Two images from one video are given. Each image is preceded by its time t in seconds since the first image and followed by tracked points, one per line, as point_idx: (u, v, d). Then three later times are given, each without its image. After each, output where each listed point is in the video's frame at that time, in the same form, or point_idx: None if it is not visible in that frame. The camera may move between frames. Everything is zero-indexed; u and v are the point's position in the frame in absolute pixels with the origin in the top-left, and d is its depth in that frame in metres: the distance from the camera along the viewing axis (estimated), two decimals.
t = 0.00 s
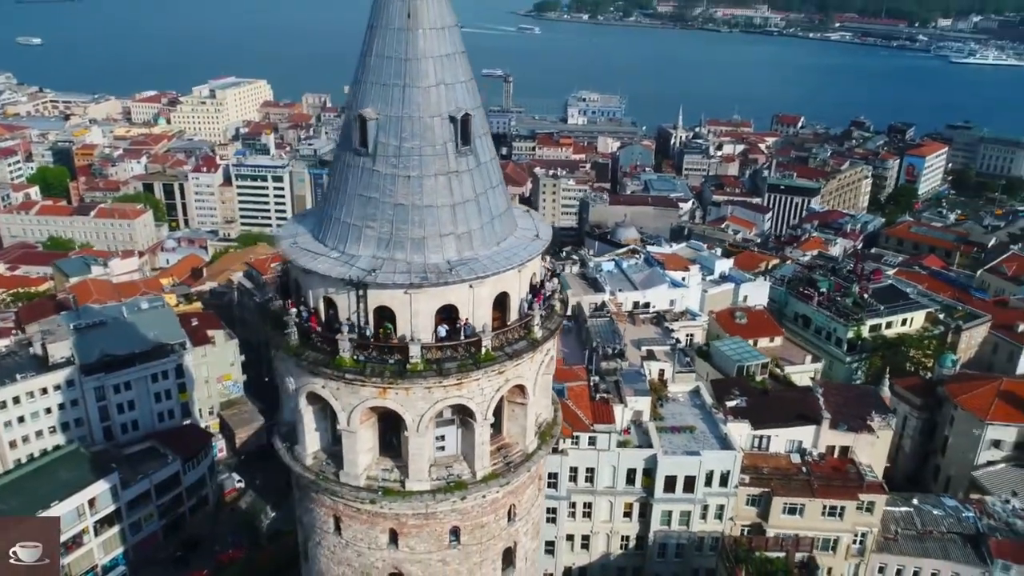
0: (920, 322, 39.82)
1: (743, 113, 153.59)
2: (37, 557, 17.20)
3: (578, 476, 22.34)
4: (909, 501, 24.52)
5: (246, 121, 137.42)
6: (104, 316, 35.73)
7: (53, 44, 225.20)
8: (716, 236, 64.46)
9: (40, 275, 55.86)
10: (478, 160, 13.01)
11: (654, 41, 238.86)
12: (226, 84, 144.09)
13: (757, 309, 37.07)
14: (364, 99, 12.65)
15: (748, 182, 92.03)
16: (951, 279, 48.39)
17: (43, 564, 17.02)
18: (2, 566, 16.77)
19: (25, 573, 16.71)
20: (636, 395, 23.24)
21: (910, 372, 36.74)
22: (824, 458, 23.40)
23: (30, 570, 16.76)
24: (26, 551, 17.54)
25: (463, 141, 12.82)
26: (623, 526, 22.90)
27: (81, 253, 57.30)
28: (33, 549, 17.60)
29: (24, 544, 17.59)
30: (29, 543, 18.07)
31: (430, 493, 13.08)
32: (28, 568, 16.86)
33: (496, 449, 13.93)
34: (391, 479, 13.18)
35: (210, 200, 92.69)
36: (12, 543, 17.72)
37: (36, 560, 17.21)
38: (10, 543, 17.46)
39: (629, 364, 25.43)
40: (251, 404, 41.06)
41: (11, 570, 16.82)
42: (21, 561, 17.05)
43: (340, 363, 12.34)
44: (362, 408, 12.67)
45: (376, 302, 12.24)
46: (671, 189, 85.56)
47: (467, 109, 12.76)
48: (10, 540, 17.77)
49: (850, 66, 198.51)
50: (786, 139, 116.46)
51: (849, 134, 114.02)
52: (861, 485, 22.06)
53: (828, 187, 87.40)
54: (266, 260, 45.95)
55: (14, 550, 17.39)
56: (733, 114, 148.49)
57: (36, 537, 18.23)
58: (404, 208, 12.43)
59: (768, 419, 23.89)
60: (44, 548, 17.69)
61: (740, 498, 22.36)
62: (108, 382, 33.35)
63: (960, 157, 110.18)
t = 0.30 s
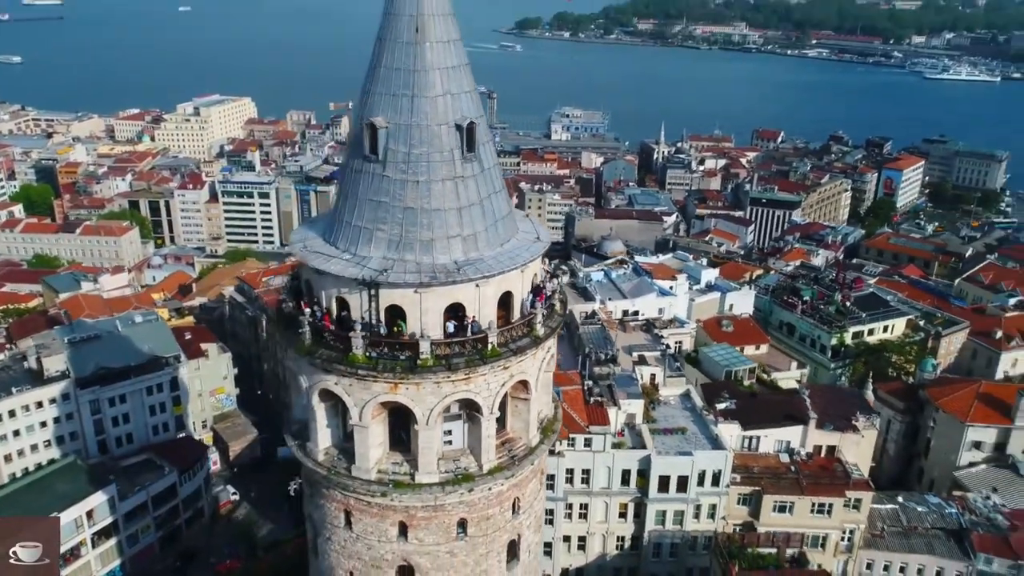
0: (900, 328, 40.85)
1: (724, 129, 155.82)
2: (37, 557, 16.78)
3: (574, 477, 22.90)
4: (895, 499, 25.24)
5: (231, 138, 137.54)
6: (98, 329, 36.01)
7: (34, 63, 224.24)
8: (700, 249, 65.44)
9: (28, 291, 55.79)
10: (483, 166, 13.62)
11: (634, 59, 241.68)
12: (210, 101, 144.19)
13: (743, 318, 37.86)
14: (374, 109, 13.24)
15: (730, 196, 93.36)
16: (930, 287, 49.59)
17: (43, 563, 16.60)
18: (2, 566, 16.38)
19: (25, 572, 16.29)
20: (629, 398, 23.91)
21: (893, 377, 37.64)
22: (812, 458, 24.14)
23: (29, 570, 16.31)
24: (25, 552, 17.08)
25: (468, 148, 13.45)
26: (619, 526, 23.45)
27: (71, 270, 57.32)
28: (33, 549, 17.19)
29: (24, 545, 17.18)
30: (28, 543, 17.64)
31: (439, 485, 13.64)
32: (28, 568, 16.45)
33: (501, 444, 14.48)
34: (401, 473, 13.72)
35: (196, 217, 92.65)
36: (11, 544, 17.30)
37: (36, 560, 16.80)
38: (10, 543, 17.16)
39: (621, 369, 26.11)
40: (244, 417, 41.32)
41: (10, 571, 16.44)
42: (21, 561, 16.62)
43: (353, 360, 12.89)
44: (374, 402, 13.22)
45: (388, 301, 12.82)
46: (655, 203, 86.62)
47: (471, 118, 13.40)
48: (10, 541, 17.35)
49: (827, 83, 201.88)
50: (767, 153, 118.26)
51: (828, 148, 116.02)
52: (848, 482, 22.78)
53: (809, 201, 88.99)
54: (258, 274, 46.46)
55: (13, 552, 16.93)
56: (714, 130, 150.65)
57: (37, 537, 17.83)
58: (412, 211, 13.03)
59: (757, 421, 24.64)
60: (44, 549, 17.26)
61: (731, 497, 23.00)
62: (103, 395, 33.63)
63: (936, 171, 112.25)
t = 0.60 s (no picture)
0: (881, 336, 41.94)
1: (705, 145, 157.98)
2: (38, 558, 17.74)
3: (570, 480, 23.50)
4: (879, 498, 26.03)
5: (215, 156, 137.55)
6: (93, 344, 36.48)
7: (15, 82, 223.19)
8: (685, 262, 66.52)
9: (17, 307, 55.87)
10: (485, 173, 14.32)
11: (615, 76, 244.47)
12: (194, 120, 144.13)
13: (729, 327, 38.68)
14: (382, 120, 13.92)
15: (713, 211, 94.65)
16: (909, 296, 50.80)
17: (42, 563, 17.52)
18: (4, 566, 17.30)
19: (25, 572, 17.21)
20: (621, 403, 24.63)
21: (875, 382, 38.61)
22: (799, 459, 24.95)
23: (29, 570, 17.27)
24: (26, 553, 18.07)
25: (472, 157, 14.13)
26: (613, 528, 24.06)
27: (62, 286, 57.40)
28: (33, 549, 18.18)
29: (25, 545, 18.17)
30: (29, 544, 18.60)
31: (446, 479, 14.29)
32: (27, 568, 17.38)
33: (504, 440, 15.15)
34: (410, 468, 14.38)
35: (182, 234, 92.58)
36: (14, 545, 18.28)
37: (35, 560, 17.75)
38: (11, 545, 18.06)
39: (613, 375, 26.83)
40: (238, 430, 41.63)
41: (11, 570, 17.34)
42: (21, 561, 17.58)
43: (364, 358, 13.57)
44: (384, 399, 13.89)
45: (397, 301, 13.50)
46: (639, 218, 87.74)
47: (474, 128, 14.10)
48: (13, 542, 18.35)
49: (805, 100, 205.06)
50: (748, 168, 120.13)
51: (807, 163, 118.07)
52: (835, 482, 23.54)
53: (790, 214, 90.64)
54: (250, 288, 46.84)
55: (14, 552, 17.92)
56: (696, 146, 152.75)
57: (37, 538, 18.76)
58: (420, 216, 13.70)
59: (745, 423, 25.47)
60: (44, 549, 18.23)
61: (722, 498, 23.74)
62: (99, 408, 34.02)
63: (913, 185, 114.40)
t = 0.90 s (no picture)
0: (863, 346, 43.05)
1: (688, 162, 160.00)
2: (39, 557, 18.02)
3: (565, 484, 24.12)
4: (864, 499, 26.88)
5: (200, 175, 137.54)
6: (87, 359, 36.82)
7: None
8: (671, 275, 67.53)
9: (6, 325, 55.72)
10: (487, 183, 15.03)
11: (598, 95, 247.04)
12: (179, 139, 144.08)
13: (715, 338, 39.53)
14: (389, 132, 14.63)
15: (697, 227, 95.91)
16: (889, 308, 52.03)
17: (42, 563, 17.80)
18: (4, 566, 17.58)
19: (25, 572, 17.48)
20: (613, 408, 25.30)
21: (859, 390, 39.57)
22: (786, 460, 25.83)
23: (29, 570, 17.53)
24: (27, 552, 18.35)
25: (475, 168, 14.86)
26: (607, 531, 24.69)
27: (51, 304, 57.41)
28: (34, 549, 18.46)
29: (25, 545, 18.46)
30: (29, 543, 18.89)
31: (452, 475, 14.95)
32: (28, 568, 17.65)
33: (506, 438, 15.83)
34: (416, 465, 15.04)
35: (168, 252, 92.46)
36: (14, 544, 18.56)
37: (36, 560, 17.99)
38: (11, 545, 18.40)
39: (605, 382, 27.55)
40: (231, 445, 41.90)
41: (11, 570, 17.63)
42: (22, 561, 17.86)
43: (373, 359, 14.26)
44: (393, 398, 14.58)
45: (405, 303, 14.22)
46: (624, 234, 88.80)
47: (477, 140, 14.83)
48: (13, 542, 18.62)
49: (785, 118, 208.15)
50: (730, 184, 121.89)
51: (788, 179, 119.95)
52: (821, 482, 24.37)
53: (772, 229, 92.23)
54: (241, 304, 47.26)
55: (15, 552, 18.20)
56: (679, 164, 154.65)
57: (37, 538, 19.05)
58: (426, 224, 14.40)
59: (734, 427, 26.41)
60: (43, 549, 18.50)
61: (713, 500, 24.47)
62: (94, 422, 34.40)
63: (892, 200, 116.52)
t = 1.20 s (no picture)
0: (846, 355, 44.10)
1: (671, 179, 161.83)
2: (38, 557, 18.52)
3: (559, 489, 24.81)
4: (849, 502, 27.68)
5: (185, 194, 137.31)
6: (81, 374, 37.02)
7: None
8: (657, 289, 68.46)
9: None
10: (488, 193, 15.77)
11: (581, 113, 249.33)
12: (163, 157, 143.83)
13: (702, 348, 40.32)
14: (396, 144, 15.35)
15: (681, 242, 96.95)
16: (871, 319, 53.19)
17: (43, 563, 18.26)
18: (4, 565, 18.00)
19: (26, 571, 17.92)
20: (606, 414, 25.94)
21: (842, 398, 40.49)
22: (773, 464, 26.62)
23: (30, 569, 17.97)
24: (26, 551, 18.78)
25: (477, 178, 15.58)
26: (601, 535, 25.31)
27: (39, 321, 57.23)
28: (33, 548, 18.89)
29: (24, 545, 18.86)
30: (28, 543, 19.33)
31: (456, 472, 15.75)
32: (29, 568, 18.08)
33: (507, 438, 16.59)
34: (422, 463, 15.85)
35: (155, 271, 92.15)
36: (14, 543, 18.99)
37: (35, 560, 18.43)
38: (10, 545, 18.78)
39: (597, 390, 28.19)
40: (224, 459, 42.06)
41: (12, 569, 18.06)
42: (22, 561, 18.26)
43: (382, 361, 15.04)
44: (400, 398, 15.38)
45: (412, 307, 14.97)
46: (610, 249, 89.83)
47: (478, 152, 15.56)
48: (11, 541, 18.99)
49: (766, 134, 210.95)
50: (713, 201, 123.47)
51: (770, 195, 121.71)
52: (807, 484, 25.15)
53: (754, 244, 93.73)
54: (233, 319, 47.58)
55: (14, 551, 18.60)
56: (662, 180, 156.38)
57: (36, 538, 19.49)
58: (431, 231, 15.13)
59: (723, 432, 27.22)
60: (43, 549, 18.97)
61: (703, 503, 25.15)
62: (89, 437, 34.55)
63: (872, 216, 118.41)
